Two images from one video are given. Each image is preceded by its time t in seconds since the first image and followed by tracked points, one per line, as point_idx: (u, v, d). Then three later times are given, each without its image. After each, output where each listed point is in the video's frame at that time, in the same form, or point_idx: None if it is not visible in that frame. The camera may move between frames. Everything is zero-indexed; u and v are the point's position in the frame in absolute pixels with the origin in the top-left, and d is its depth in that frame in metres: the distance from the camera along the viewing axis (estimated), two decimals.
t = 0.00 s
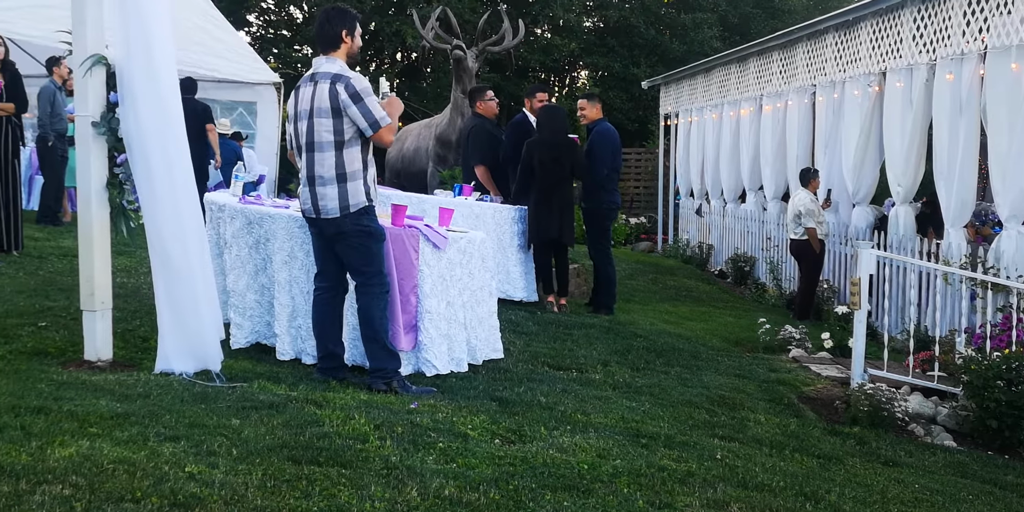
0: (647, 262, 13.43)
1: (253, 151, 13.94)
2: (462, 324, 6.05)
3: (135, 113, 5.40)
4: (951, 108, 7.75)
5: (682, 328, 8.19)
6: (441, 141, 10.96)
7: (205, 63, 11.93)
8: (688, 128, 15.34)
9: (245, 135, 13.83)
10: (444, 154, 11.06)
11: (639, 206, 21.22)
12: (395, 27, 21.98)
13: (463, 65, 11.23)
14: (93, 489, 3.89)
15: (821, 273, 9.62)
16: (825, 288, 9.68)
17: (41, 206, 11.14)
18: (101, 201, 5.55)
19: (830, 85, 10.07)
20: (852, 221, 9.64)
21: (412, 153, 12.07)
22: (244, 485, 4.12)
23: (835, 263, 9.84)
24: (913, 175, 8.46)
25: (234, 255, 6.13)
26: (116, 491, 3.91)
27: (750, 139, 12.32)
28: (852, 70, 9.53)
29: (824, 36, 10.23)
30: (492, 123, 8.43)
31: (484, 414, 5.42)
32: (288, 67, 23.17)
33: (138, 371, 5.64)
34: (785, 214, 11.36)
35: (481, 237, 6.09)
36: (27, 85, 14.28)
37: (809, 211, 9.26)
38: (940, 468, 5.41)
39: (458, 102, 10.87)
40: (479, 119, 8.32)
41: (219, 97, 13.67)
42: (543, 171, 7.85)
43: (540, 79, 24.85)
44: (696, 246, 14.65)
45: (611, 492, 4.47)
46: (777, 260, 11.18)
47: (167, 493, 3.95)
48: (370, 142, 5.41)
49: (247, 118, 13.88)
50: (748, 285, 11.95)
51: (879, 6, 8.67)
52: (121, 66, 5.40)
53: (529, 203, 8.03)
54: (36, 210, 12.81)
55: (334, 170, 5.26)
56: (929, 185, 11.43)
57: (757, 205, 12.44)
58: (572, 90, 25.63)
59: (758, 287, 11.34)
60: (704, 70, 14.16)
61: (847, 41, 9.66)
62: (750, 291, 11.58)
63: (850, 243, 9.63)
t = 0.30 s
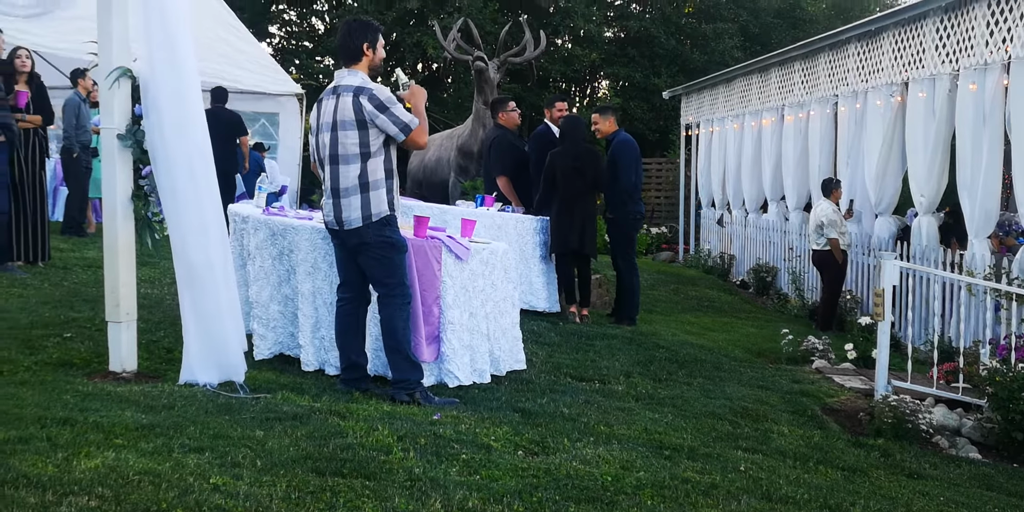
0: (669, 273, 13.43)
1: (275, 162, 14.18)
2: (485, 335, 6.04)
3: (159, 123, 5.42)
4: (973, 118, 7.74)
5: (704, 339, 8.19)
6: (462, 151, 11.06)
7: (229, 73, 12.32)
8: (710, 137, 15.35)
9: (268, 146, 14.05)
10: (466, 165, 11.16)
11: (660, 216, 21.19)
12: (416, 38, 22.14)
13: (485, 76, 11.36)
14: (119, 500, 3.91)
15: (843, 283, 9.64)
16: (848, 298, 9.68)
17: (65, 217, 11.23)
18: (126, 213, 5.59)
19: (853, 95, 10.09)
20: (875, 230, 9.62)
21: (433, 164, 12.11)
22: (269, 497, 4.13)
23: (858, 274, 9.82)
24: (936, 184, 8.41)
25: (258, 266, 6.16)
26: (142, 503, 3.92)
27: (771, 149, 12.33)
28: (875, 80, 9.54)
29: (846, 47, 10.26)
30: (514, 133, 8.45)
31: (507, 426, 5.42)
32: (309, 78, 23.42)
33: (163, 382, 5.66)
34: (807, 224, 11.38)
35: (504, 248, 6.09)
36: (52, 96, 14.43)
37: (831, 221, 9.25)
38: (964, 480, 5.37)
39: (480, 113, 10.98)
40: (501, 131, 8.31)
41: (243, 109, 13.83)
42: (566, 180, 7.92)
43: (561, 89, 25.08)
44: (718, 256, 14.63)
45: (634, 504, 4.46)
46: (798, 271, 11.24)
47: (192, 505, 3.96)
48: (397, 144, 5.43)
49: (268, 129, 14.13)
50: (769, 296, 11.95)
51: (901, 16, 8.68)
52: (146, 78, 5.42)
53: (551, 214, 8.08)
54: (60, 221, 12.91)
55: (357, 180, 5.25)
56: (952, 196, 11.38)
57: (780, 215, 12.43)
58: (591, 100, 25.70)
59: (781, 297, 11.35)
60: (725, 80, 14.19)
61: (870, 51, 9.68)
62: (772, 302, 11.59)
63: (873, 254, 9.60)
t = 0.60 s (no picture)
0: (683, 291, 13.43)
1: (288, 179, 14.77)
2: (499, 355, 6.04)
3: (175, 142, 5.43)
4: (990, 138, 7.73)
5: (719, 359, 8.18)
6: (477, 170, 11.18)
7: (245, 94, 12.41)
8: (724, 156, 15.39)
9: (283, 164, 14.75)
10: (480, 184, 11.27)
11: (674, 234, 21.19)
12: (431, 57, 22.40)
13: (501, 95, 11.41)
14: None
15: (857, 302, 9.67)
16: (863, 317, 9.64)
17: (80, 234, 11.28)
18: (143, 232, 5.61)
19: (867, 114, 10.12)
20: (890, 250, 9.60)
21: (447, 184, 12.13)
22: None
23: (873, 293, 9.80)
24: (952, 203, 8.39)
25: (273, 285, 6.18)
26: None
27: (785, 168, 12.36)
28: (890, 99, 9.56)
29: (860, 66, 10.30)
30: (528, 152, 8.58)
31: (521, 446, 5.40)
32: (324, 95, 23.73)
33: (178, 400, 5.66)
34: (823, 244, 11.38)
35: (518, 267, 6.09)
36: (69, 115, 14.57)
37: (846, 241, 9.28)
38: (982, 502, 5.33)
39: (495, 132, 11.08)
40: (516, 150, 8.50)
41: (258, 128, 14.57)
42: (583, 201, 7.91)
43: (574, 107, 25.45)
44: (732, 274, 14.62)
45: None
46: (813, 290, 11.26)
47: None
48: (413, 162, 5.43)
49: (282, 147, 14.75)
50: (784, 315, 11.94)
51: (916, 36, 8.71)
52: (163, 98, 5.44)
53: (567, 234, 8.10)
54: (75, 239, 12.99)
55: (374, 198, 5.27)
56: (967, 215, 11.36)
57: (794, 234, 12.43)
58: (606, 119, 25.85)
59: (795, 317, 11.35)
60: (739, 99, 14.25)
61: (885, 70, 9.70)
62: (787, 321, 11.59)
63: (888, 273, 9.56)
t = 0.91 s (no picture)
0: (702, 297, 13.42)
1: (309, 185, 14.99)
2: (518, 361, 6.02)
3: (195, 148, 5.41)
4: (1012, 143, 7.71)
5: (738, 366, 8.20)
6: (495, 177, 11.37)
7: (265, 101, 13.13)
8: (743, 162, 15.40)
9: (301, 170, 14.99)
10: (499, 190, 11.42)
11: (692, 240, 21.17)
12: (449, 63, 22.85)
13: (520, 100, 11.52)
14: None
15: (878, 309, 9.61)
16: (883, 324, 9.61)
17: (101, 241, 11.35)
18: (163, 238, 5.59)
19: (887, 120, 10.14)
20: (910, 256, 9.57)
21: (464, 189, 12.33)
22: None
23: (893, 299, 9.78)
24: (973, 209, 8.37)
25: (293, 291, 6.21)
26: None
27: (805, 173, 12.37)
28: (910, 105, 9.59)
29: (881, 72, 10.34)
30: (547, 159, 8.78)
31: (541, 453, 5.36)
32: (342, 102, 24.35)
33: (198, 407, 5.65)
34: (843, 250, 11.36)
35: (538, 273, 6.09)
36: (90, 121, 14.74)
37: (867, 247, 9.25)
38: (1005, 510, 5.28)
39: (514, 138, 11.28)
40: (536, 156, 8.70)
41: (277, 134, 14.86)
42: (603, 207, 8.14)
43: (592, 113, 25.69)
44: (751, 280, 14.59)
45: None
46: (833, 297, 11.25)
47: None
48: (434, 169, 5.43)
49: (302, 153, 15.07)
50: (804, 321, 11.89)
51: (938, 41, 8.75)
52: (183, 104, 5.43)
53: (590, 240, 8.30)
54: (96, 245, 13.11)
55: (392, 205, 5.26)
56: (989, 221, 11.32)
57: (814, 240, 12.40)
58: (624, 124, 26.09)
59: (815, 323, 11.32)
60: (759, 104, 14.30)
61: (904, 76, 9.76)
62: (807, 328, 11.55)
63: (909, 280, 9.53)
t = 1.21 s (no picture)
0: (722, 310, 13.41)
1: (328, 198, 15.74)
2: (539, 373, 6.02)
3: (219, 163, 5.35)
4: None
5: (759, 378, 8.24)
6: (515, 189, 11.60)
7: (282, 111, 13.91)
8: (763, 175, 15.42)
9: (320, 183, 15.72)
10: (519, 203, 11.69)
11: (711, 252, 21.09)
12: (468, 74, 23.11)
13: (539, 113, 11.70)
14: None
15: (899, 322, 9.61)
16: (905, 336, 9.60)
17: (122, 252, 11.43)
18: (185, 250, 5.54)
19: (908, 132, 10.13)
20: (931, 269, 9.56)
21: (485, 201, 12.60)
22: None
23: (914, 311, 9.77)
24: (996, 221, 8.39)
25: (314, 303, 6.27)
26: None
27: (825, 185, 12.37)
28: (931, 117, 9.58)
29: (902, 83, 10.34)
30: (568, 170, 8.84)
31: (562, 465, 5.23)
32: (361, 113, 25.10)
33: (219, 419, 5.59)
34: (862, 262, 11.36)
35: (559, 285, 6.10)
36: (113, 134, 14.92)
37: (888, 259, 9.26)
38: None
39: (534, 150, 11.49)
40: (556, 167, 8.77)
41: (298, 146, 15.47)
42: (623, 220, 8.23)
43: (612, 124, 26.18)
44: (770, 293, 14.56)
45: None
46: (854, 308, 11.22)
47: None
48: (456, 182, 5.42)
49: (322, 165, 15.83)
50: (824, 333, 11.84)
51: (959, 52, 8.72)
52: (206, 116, 5.38)
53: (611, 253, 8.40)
54: (117, 256, 13.22)
55: (413, 217, 5.25)
56: (1013, 233, 11.25)
57: (835, 252, 12.40)
58: (644, 135, 26.46)
59: (835, 335, 11.27)
60: (779, 117, 14.34)
61: (926, 87, 9.75)
62: (827, 340, 11.49)
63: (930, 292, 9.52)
